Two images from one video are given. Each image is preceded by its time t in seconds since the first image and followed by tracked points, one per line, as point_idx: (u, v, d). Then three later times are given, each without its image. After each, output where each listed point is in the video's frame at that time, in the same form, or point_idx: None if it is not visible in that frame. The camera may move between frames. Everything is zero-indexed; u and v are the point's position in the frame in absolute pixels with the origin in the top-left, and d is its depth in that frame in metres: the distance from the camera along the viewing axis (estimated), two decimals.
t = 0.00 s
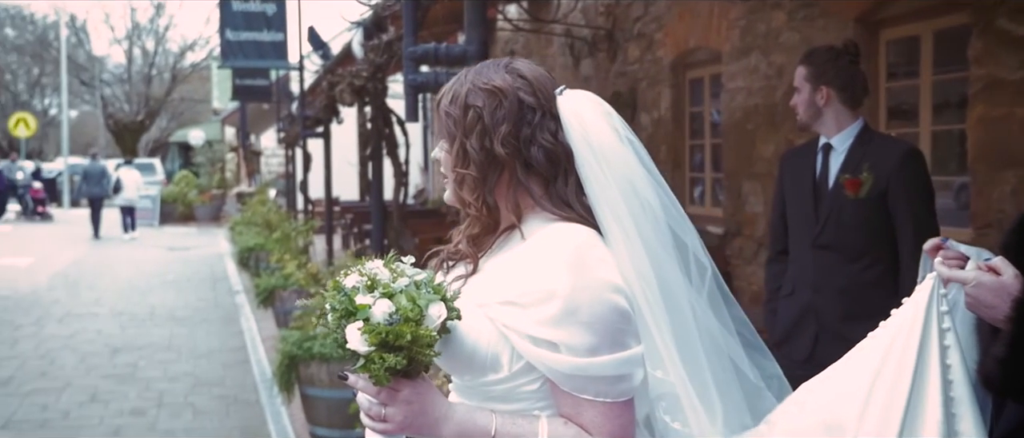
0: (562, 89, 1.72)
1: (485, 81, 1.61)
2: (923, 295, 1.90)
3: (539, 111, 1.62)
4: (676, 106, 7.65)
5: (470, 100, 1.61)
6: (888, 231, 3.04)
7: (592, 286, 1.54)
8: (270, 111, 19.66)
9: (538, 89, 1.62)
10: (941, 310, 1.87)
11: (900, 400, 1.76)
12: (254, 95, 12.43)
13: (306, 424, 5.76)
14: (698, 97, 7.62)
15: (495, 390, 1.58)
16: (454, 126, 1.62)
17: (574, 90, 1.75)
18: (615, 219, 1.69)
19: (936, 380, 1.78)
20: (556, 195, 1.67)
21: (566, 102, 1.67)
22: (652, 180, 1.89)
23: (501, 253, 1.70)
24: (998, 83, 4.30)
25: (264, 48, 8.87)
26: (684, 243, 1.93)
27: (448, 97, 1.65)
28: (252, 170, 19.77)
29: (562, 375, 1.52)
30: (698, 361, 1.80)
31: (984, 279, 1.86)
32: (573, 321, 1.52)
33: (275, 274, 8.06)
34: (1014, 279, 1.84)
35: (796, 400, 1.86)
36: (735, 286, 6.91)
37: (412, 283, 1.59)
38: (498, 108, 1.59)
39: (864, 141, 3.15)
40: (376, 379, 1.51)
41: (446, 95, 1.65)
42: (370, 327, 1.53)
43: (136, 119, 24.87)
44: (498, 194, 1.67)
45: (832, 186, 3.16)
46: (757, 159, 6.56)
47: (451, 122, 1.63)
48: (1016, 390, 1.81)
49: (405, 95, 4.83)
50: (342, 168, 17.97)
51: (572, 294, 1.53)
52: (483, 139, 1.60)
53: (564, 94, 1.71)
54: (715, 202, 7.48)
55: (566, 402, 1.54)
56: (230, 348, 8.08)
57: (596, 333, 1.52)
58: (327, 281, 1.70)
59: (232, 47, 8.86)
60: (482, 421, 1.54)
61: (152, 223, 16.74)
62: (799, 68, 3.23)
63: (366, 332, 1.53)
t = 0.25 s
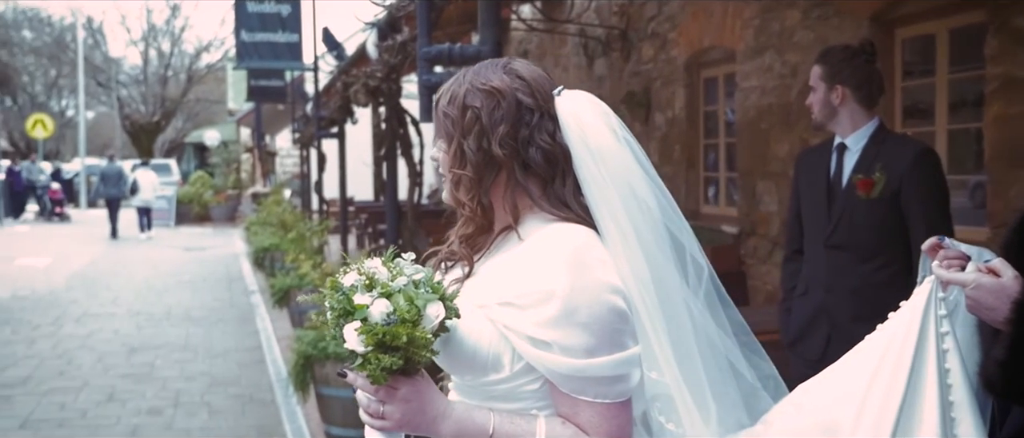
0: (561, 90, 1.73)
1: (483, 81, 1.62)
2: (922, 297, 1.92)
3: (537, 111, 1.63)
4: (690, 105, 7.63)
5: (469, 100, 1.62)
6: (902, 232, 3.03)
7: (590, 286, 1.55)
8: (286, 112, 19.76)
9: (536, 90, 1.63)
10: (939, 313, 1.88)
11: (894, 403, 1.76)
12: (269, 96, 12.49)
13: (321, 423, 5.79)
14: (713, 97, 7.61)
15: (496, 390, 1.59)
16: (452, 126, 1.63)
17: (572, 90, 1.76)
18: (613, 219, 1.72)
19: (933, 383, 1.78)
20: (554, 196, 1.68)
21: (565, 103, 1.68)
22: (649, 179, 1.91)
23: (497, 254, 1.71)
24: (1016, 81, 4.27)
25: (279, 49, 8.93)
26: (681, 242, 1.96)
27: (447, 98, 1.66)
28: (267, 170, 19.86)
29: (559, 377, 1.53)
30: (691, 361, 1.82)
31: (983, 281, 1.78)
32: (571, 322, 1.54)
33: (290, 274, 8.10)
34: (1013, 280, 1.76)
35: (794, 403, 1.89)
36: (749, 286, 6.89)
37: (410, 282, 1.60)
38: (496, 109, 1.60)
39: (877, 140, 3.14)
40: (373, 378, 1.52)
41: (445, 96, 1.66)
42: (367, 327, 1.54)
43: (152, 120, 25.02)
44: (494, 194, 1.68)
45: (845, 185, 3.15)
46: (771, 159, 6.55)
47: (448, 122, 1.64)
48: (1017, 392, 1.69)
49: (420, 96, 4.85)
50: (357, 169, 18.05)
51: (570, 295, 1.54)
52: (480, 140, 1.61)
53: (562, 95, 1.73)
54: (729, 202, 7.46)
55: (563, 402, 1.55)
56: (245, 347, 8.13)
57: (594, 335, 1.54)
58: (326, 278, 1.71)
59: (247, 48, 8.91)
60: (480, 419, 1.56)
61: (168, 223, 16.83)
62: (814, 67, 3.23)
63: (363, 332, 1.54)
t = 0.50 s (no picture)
0: (558, 89, 1.73)
1: (482, 82, 1.61)
2: (919, 301, 1.90)
3: (536, 111, 1.62)
4: (703, 105, 7.61)
5: (466, 100, 1.61)
6: (913, 231, 3.02)
7: (591, 285, 1.55)
8: (299, 112, 19.82)
9: (535, 90, 1.63)
10: (936, 316, 1.85)
11: (892, 406, 1.73)
12: (281, 97, 12.53)
13: (333, 423, 5.81)
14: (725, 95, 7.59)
15: (497, 388, 1.60)
16: (450, 126, 1.63)
17: (569, 89, 1.77)
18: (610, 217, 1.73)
19: (928, 390, 1.74)
20: (553, 195, 1.68)
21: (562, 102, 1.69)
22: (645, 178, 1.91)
23: (496, 254, 1.71)
24: None
25: (291, 50, 8.96)
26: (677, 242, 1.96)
27: (445, 97, 1.65)
28: (280, 170, 19.93)
29: (561, 375, 1.54)
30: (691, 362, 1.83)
31: (981, 283, 1.83)
32: (572, 321, 1.54)
33: (303, 274, 8.12)
34: (1011, 283, 1.80)
35: (790, 406, 1.86)
36: (762, 286, 6.86)
37: (413, 282, 1.61)
38: (495, 109, 1.59)
39: (890, 140, 3.12)
40: (376, 378, 1.52)
41: (443, 95, 1.65)
42: (369, 327, 1.55)
43: (165, 121, 25.13)
44: (493, 194, 1.68)
45: (858, 185, 3.14)
46: (785, 158, 6.52)
47: (447, 123, 1.64)
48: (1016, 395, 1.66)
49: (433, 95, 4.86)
50: (369, 168, 18.09)
51: (572, 295, 1.54)
52: (479, 141, 1.60)
53: (559, 95, 1.73)
54: (742, 201, 7.44)
55: (563, 400, 1.56)
56: (259, 347, 8.16)
57: (595, 334, 1.54)
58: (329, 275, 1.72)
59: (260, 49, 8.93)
60: (480, 417, 1.56)
61: (181, 223, 16.90)
62: (830, 65, 3.20)
63: (365, 332, 1.55)
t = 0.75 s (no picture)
0: (556, 90, 1.73)
1: (480, 82, 1.60)
2: (916, 304, 1.93)
3: (536, 112, 1.62)
4: (715, 103, 7.59)
5: (465, 101, 1.60)
6: (926, 231, 3.00)
7: (593, 284, 1.55)
8: (310, 112, 19.86)
9: (533, 90, 1.62)
10: (933, 320, 1.88)
11: (888, 412, 1.80)
12: (293, 97, 12.56)
13: (345, 423, 5.81)
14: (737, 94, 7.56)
15: (500, 386, 1.60)
16: (449, 126, 1.62)
17: (567, 89, 1.78)
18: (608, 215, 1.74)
19: (921, 396, 1.80)
20: (552, 195, 1.68)
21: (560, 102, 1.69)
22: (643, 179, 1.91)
23: (497, 253, 1.71)
24: None
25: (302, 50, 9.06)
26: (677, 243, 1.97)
27: (443, 98, 1.63)
28: (292, 170, 19.96)
29: (566, 373, 1.54)
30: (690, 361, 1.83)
31: (976, 287, 1.80)
32: (575, 319, 1.54)
33: (315, 274, 8.14)
34: (1006, 287, 1.78)
35: (791, 408, 1.94)
36: (775, 285, 6.83)
37: (417, 282, 1.60)
38: (494, 109, 1.58)
39: (903, 139, 3.10)
40: (380, 378, 1.52)
41: (441, 96, 1.64)
42: (374, 326, 1.54)
43: (178, 121, 25.22)
44: (493, 194, 1.67)
45: (870, 184, 3.12)
46: (797, 157, 6.50)
47: (445, 123, 1.62)
48: (1012, 399, 1.66)
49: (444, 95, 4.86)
50: (381, 169, 18.12)
51: (574, 293, 1.54)
52: (478, 141, 1.59)
53: (558, 94, 1.73)
54: (754, 201, 7.41)
55: (566, 398, 1.56)
56: (271, 347, 8.17)
57: (597, 332, 1.54)
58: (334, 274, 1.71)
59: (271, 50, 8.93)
60: (483, 416, 1.57)
61: (194, 223, 16.95)
62: (844, 64, 3.18)
63: (370, 332, 1.54)
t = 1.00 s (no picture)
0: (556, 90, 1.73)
1: (481, 84, 1.61)
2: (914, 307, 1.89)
3: (536, 113, 1.62)
4: (728, 103, 7.58)
5: (466, 103, 1.61)
6: (941, 231, 2.99)
7: (598, 283, 1.56)
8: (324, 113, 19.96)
9: (534, 91, 1.63)
10: (930, 323, 1.84)
11: (888, 414, 1.74)
12: (306, 98, 12.63)
13: (359, 422, 5.83)
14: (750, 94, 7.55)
15: (505, 387, 1.61)
16: (450, 128, 1.62)
17: (568, 89, 1.79)
18: (609, 215, 1.75)
19: (918, 397, 1.74)
20: (553, 196, 1.69)
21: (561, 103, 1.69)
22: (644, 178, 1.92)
23: (498, 254, 1.72)
24: None
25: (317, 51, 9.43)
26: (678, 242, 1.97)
27: (444, 100, 1.64)
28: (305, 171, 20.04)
29: (570, 373, 1.54)
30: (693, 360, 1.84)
31: (973, 291, 1.81)
32: (579, 318, 1.55)
33: (328, 274, 8.17)
34: (1002, 289, 1.78)
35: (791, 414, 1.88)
36: (789, 285, 6.81)
37: (422, 283, 1.61)
38: (495, 111, 1.59)
39: (918, 139, 3.09)
40: (388, 380, 1.52)
41: (442, 98, 1.65)
42: (381, 328, 1.55)
43: (191, 123, 25.35)
44: (495, 195, 1.68)
45: (884, 184, 3.12)
46: (810, 156, 6.48)
47: (446, 125, 1.63)
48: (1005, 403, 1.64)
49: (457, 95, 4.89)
50: (394, 169, 18.18)
51: (579, 293, 1.55)
52: (480, 143, 1.60)
53: (558, 94, 1.74)
54: (768, 200, 7.38)
55: (573, 397, 1.57)
56: (286, 347, 8.20)
57: (602, 330, 1.55)
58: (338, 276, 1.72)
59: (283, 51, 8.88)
60: (490, 416, 1.57)
61: (207, 224, 17.04)
62: (859, 63, 3.17)
63: (377, 334, 1.54)
